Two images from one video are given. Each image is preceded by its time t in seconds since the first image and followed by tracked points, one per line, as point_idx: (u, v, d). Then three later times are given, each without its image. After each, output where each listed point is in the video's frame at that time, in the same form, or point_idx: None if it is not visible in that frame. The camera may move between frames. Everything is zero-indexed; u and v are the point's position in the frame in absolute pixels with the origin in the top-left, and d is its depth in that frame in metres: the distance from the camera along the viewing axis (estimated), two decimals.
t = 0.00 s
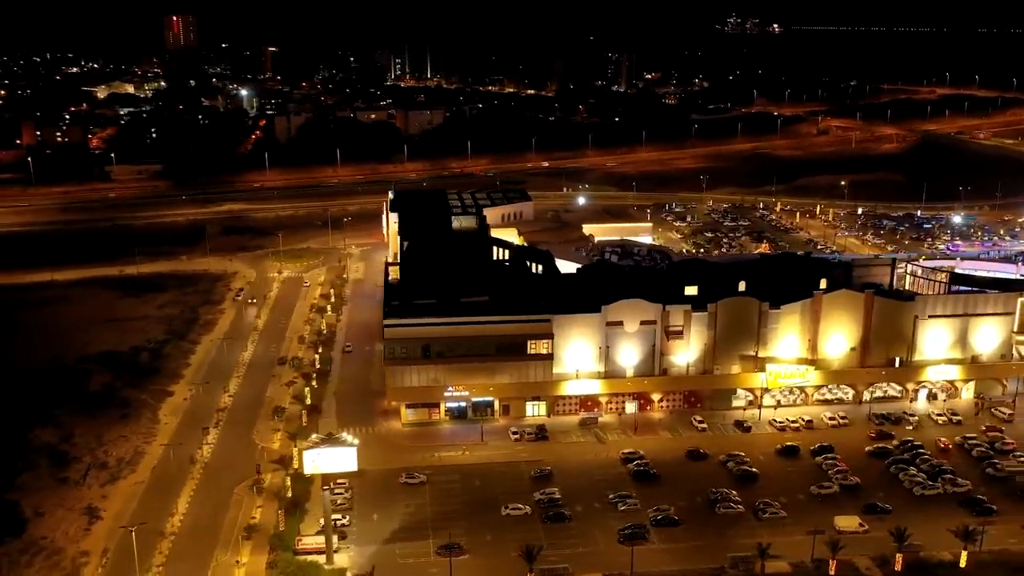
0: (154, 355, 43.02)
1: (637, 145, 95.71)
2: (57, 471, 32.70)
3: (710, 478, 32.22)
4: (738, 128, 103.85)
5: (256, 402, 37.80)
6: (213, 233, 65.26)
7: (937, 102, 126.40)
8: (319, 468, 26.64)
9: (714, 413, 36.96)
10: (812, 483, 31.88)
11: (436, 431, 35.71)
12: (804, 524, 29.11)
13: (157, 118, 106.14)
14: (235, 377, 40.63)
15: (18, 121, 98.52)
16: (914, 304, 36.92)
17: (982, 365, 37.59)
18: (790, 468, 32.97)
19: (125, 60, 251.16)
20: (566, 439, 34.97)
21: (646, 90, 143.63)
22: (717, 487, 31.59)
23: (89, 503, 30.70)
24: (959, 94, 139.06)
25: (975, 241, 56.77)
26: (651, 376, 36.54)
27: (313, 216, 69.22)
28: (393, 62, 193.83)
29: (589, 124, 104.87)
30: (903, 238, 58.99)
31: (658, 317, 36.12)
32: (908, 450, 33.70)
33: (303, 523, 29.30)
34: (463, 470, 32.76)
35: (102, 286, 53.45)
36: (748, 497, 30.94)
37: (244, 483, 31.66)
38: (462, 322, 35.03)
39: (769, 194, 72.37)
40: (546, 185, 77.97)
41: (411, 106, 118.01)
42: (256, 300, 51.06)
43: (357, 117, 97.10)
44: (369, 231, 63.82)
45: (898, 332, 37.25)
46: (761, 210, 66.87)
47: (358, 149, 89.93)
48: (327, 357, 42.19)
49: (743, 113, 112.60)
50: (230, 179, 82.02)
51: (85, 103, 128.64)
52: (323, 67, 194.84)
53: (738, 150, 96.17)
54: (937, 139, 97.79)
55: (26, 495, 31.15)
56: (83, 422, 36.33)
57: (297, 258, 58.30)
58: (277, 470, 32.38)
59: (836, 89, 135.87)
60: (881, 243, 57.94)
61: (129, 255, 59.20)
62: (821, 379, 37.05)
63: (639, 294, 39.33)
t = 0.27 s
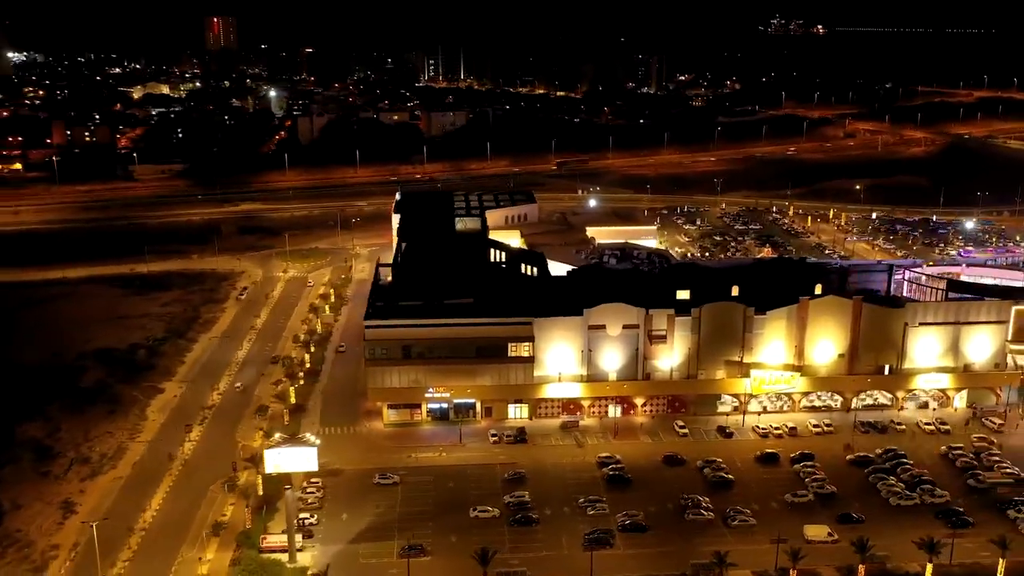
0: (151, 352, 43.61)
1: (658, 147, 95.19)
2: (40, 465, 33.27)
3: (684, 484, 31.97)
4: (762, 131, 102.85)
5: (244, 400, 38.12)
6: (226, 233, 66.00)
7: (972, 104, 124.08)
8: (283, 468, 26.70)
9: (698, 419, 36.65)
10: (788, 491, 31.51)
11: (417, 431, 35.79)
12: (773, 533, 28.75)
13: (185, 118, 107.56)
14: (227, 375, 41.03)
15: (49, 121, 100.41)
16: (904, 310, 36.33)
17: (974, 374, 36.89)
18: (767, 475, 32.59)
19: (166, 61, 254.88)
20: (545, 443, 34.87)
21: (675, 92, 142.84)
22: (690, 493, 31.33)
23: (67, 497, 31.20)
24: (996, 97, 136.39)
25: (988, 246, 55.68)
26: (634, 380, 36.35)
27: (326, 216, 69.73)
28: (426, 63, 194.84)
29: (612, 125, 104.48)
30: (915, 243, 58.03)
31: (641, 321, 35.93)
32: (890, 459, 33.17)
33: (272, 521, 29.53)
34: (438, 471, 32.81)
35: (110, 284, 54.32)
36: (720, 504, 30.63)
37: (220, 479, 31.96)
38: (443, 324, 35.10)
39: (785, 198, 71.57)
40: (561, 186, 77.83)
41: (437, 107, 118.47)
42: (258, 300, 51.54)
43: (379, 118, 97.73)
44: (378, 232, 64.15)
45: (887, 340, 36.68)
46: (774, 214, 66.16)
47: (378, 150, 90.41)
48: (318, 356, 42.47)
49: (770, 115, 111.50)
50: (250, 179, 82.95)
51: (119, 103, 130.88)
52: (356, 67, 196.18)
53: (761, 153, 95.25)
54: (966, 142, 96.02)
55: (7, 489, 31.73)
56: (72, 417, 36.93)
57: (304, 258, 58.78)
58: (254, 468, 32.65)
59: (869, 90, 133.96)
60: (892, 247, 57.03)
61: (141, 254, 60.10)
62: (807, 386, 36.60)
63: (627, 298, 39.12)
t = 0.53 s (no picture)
0: (149, 349, 44.11)
1: (676, 148, 94.67)
2: (27, 458, 33.77)
3: (662, 487, 31.77)
4: (784, 133, 101.91)
5: (233, 397, 38.41)
6: (236, 231, 66.61)
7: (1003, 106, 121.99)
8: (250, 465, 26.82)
9: (684, 422, 36.40)
10: (766, 496, 31.22)
11: (400, 431, 35.88)
12: (745, 537, 28.48)
13: (209, 118, 108.70)
14: (219, 373, 41.37)
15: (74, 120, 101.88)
16: (893, 315, 35.88)
17: (966, 381, 36.33)
18: (747, 479, 32.30)
19: (200, 60, 257.75)
20: (527, 444, 34.81)
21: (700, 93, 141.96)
22: (666, 496, 31.11)
23: (49, 491, 31.63)
24: None
25: (998, 250, 54.75)
26: (619, 382, 36.19)
27: (337, 214, 70.09)
28: (454, 64, 195.25)
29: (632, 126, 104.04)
30: (925, 247, 57.19)
31: (626, 323, 35.75)
32: (873, 465, 32.75)
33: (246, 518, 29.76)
34: (416, 471, 32.90)
35: (118, 280, 54.99)
36: (695, 508, 30.39)
37: (200, 476, 32.25)
38: (426, 324, 35.15)
39: (798, 200, 70.85)
40: (574, 187, 77.64)
41: (459, 108, 118.73)
42: (261, 298, 51.93)
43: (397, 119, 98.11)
44: (386, 232, 64.38)
45: (877, 344, 36.22)
46: (784, 217, 65.51)
47: (395, 150, 90.73)
48: (312, 355, 42.70)
49: (793, 117, 110.44)
50: (267, 178, 83.65)
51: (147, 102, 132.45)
52: (385, 66, 197.14)
53: (780, 155, 94.39)
54: (990, 145, 94.48)
55: None
56: (64, 412, 37.44)
57: (310, 257, 59.12)
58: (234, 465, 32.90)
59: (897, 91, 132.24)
60: (901, 251, 56.25)
61: (152, 251, 60.79)
62: (794, 391, 36.24)
63: (616, 299, 38.94)
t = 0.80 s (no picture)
0: (146, 345, 44.69)
1: (697, 150, 93.96)
2: (12, 450, 34.36)
3: (633, 489, 31.56)
4: (809, 135, 100.67)
5: (220, 393, 38.77)
6: (249, 229, 67.25)
7: None
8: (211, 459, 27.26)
9: (666, 425, 36.17)
10: (738, 500, 30.88)
11: (381, 428, 36.03)
12: (710, 541, 28.19)
13: (236, 117, 109.90)
14: (212, 368, 41.78)
15: (104, 118, 103.52)
16: (880, 320, 35.36)
17: (955, 388, 35.66)
18: (721, 484, 32.00)
19: (239, 60, 260.74)
20: (505, 444, 34.77)
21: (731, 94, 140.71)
22: (637, 499, 30.89)
23: (29, 482, 32.17)
24: None
25: (1010, 255, 53.61)
26: (601, 383, 36.02)
27: (349, 213, 70.48)
28: (487, 64, 195.44)
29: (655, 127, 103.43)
30: (936, 250, 56.14)
31: (607, 324, 35.56)
32: (851, 471, 32.29)
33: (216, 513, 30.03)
34: (390, 469, 32.99)
35: (127, 276, 55.77)
36: (665, 512, 30.15)
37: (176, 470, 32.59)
38: (406, 323, 35.25)
39: (813, 203, 69.97)
40: (589, 187, 77.33)
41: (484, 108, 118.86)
42: (263, 294, 52.38)
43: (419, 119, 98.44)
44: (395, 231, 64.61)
45: (863, 349, 35.70)
46: (797, 219, 64.70)
47: (414, 150, 91.03)
48: (304, 352, 42.99)
49: (821, 119, 109.04)
50: (286, 177, 84.38)
51: (179, 101, 134.15)
52: (419, 67, 197.93)
53: (804, 157, 93.26)
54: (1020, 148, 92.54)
55: None
56: (55, 405, 38.05)
57: (317, 255, 59.52)
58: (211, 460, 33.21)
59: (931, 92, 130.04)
60: (911, 254, 55.30)
61: (163, 248, 61.59)
62: (778, 395, 35.83)
63: (602, 300, 38.75)
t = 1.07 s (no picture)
0: (144, 340, 45.27)
1: (719, 151, 93.25)
2: None
3: (604, 493, 31.38)
4: (834, 137, 99.43)
5: (208, 388, 39.14)
6: (262, 226, 67.91)
7: None
8: (176, 454, 27.27)
9: (646, 428, 35.96)
10: (708, 504, 30.58)
11: (361, 426, 36.21)
12: (672, 546, 27.98)
13: (262, 117, 111.03)
14: (204, 363, 42.20)
15: (132, 116, 105.10)
16: (864, 324, 34.88)
17: (941, 394, 35.04)
18: (693, 488, 31.73)
19: (278, 59, 263.50)
20: (482, 443, 34.77)
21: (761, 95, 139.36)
22: (605, 502, 30.75)
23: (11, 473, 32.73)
24: None
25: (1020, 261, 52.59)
26: (582, 384, 35.86)
27: (362, 212, 70.90)
28: (520, 64, 195.48)
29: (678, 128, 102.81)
30: (946, 256, 55.16)
31: (587, 325, 35.39)
32: (827, 477, 31.86)
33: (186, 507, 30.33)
34: (365, 467, 33.14)
35: (136, 272, 56.57)
36: (632, 515, 29.98)
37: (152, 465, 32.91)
38: (386, 321, 35.40)
39: (828, 206, 69.11)
40: (603, 188, 77.05)
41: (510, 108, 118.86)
42: (266, 291, 52.84)
43: (441, 119, 98.80)
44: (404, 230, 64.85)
45: (847, 353, 35.22)
46: (809, 222, 63.93)
47: (434, 150, 91.29)
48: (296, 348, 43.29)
49: (848, 120, 107.60)
50: (306, 176, 85.10)
51: (211, 100, 135.81)
52: (452, 67, 198.60)
53: (826, 160, 92.13)
54: None
55: None
56: (47, 398, 38.67)
57: (324, 253, 59.94)
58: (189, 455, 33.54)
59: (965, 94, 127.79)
60: (919, 260, 54.43)
61: (175, 245, 62.36)
62: (759, 399, 35.43)
63: (588, 301, 38.60)
